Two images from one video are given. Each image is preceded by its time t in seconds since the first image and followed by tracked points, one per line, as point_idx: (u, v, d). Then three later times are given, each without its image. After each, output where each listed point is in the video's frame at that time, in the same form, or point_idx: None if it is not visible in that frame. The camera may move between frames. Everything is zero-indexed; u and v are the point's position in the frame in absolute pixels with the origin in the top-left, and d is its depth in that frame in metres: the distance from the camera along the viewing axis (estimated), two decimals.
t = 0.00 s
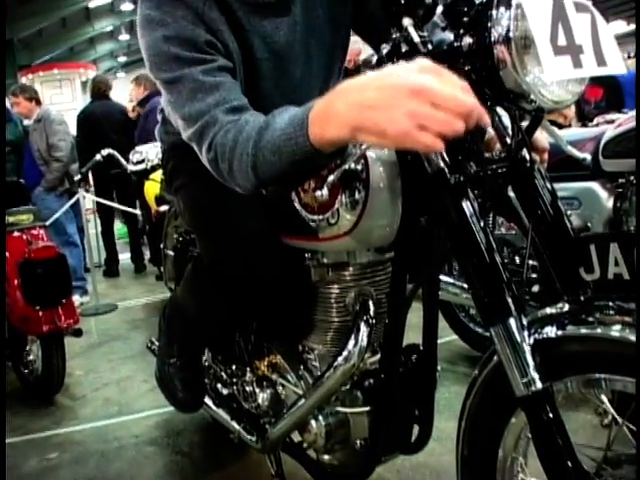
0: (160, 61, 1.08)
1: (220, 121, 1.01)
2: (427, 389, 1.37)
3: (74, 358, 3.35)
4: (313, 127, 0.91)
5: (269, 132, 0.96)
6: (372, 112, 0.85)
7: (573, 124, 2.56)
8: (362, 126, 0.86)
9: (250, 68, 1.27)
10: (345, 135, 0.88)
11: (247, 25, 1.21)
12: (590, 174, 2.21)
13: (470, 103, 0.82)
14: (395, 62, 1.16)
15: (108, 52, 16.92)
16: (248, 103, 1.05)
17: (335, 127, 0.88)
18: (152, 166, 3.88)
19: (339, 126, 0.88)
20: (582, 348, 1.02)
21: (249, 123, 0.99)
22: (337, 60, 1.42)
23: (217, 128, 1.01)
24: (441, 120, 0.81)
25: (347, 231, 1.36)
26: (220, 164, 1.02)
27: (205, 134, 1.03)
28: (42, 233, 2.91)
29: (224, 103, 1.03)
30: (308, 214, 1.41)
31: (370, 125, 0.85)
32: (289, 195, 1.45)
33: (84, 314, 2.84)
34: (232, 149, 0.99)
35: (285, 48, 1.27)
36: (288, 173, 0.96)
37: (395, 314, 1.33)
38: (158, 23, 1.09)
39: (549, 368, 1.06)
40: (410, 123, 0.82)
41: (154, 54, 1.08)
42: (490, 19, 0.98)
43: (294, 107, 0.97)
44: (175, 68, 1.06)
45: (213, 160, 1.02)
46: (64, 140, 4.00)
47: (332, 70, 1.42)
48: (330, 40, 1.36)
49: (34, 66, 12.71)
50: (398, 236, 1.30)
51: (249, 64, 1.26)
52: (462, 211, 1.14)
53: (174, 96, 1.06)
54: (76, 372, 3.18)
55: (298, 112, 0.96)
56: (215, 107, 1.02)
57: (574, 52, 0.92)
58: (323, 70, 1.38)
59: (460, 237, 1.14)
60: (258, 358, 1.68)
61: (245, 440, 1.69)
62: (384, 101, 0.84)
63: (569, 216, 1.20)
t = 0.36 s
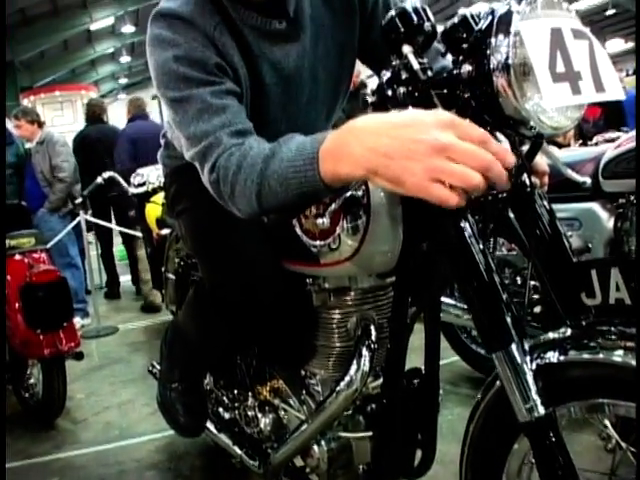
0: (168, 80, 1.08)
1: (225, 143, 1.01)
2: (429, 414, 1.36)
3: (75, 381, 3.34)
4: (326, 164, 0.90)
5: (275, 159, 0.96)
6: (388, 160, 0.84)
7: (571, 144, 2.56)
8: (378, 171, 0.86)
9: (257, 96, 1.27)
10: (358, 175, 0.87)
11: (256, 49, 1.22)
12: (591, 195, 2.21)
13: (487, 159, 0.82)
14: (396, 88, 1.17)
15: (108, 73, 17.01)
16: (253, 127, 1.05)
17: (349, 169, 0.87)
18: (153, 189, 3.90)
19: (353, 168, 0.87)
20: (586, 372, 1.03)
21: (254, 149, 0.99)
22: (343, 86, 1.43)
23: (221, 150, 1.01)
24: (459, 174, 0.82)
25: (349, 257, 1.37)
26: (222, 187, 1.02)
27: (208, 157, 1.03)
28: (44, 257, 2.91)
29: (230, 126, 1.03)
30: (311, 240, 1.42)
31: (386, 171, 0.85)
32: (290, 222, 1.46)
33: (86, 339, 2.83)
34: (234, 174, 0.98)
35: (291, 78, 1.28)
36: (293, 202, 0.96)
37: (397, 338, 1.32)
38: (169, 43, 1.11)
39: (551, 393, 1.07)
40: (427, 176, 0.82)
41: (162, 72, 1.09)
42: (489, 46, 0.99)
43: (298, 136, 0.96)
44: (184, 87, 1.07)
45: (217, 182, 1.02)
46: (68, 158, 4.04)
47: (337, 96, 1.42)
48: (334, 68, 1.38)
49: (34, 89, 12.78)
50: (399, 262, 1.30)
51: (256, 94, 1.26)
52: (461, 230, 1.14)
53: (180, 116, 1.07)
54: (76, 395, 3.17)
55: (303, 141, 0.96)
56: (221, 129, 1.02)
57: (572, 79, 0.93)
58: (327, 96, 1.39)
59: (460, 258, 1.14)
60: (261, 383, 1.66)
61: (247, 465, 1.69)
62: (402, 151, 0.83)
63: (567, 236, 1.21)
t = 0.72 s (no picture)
0: (165, 108, 1.11)
1: (222, 173, 1.02)
2: (427, 441, 1.34)
3: (72, 406, 3.32)
4: (318, 187, 0.90)
5: (270, 188, 0.96)
6: (371, 188, 0.84)
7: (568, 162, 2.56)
8: (361, 199, 0.85)
9: (254, 126, 1.28)
10: (343, 201, 0.87)
11: (252, 81, 1.24)
12: (586, 214, 2.23)
13: (468, 206, 0.80)
14: (390, 114, 1.18)
15: (105, 96, 17.04)
16: (250, 155, 1.06)
17: (337, 193, 0.87)
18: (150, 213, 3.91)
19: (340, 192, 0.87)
20: (585, 396, 1.06)
21: (250, 177, 1.00)
22: (340, 114, 1.44)
23: (218, 180, 1.02)
24: (434, 217, 0.80)
25: (346, 282, 1.36)
26: (219, 216, 1.02)
27: (206, 186, 1.04)
28: (41, 282, 2.90)
29: (227, 155, 1.04)
30: (306, 264, 1.40)
31: (368, 200, 0.84)
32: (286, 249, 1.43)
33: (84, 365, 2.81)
34: (231, 202, 0.99)
35: (287, 108, 1.30)
36: (287, 229, 0.95)
37: (395, 362, 1.31)
38: (165, 72, 1.14)
39: (549, 417, 1.10)
40: (402, 211, 0.81)
41: (160, 101, 1.12)
42: (482, 72, 1.00)
43: (292, 164, 0.96)
44: (181, 116, 1.09)
45: (213, 211, 1.03)
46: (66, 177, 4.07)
47: (334, 125, 1.44)
48: (330, 96, 1.39)
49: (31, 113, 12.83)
50: (397, 284, 1.28)
51: (253, 124, 1.28)
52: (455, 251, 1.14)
53: (178, 145, 1.08)
54: (74, 420, 3.16)
55: (298, 169, 0.96)
56: (218, 158, 1.03)
57: (564, 105, 0.95)
58: (324, 124, 1.40)
59: (453, 281, 1.15)
60: (258, 409, 1.62)
61: None
62: (385, 182, 0.83)
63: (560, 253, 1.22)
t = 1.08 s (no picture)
0: (160, 137, 1.12)
1: (217, 202, 1.02)
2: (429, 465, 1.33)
3: (72, 435, 3.30)
4: (312, 217, 0.91)
5: (264, 217, 0.96)
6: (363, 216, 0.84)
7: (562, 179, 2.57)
8: (355, 226, 0.86)
9: (251, 153, 1.28)
10: (338, 229, 0.88)
11: (248, 108, 1.25)
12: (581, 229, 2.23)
13: (460, 226, 0.80)
14: (382, 140, 1.17)
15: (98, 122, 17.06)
16: (245, 184, 1.06)
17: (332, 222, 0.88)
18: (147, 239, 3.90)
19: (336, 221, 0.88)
20: (585, 416, 1.08)
21: (244, 206, 1.00)
22: (335, 139, 1.45)
23: (213, 209, 1.02)
24: (427, 238, 0.80)
25: (343, 307, 1.36)
26: (215, 245, 1.03)
27: (201, 215, 1.04)
28: (38, 311, 2.88)
29: (222, 184, 1.04)
30: (303, 290, 1.40)
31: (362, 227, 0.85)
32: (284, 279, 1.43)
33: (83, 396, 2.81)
34: (226, 231, 1.00)
35: (283, 135, 1.30)
36: (283, 257, 0.96)
37: (394, 387, 1.30)
38: (160, 101, 1.16)
39: (549, 438, 1.11)
40: (396, 235, 0.81)
41: (155, 130, 1.13)
42: (472, 96, 1.01)
43: (286, 193, 0.97)
44: (177, 146, 1.10)
45: (209, 240, 1.03)
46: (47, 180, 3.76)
47: (329, 150, 1.45)
48: (325, 121, 1.40)
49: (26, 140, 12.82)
50: (395, 308, 1.30)
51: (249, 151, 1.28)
52: (448, 270, 1.15)
53: (174, 175, 1.09)
54: (74, 449, 3.14)
55: (291, 198, 0.96)
56: (213, 187, 1.04)
57: (555, 126, 0.95)
58: (319, 149, 1.41)
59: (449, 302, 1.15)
60: (260, 436, 1.56)
61: None
62: (377, 207, 0.83)
63: (553, 269, 1.27)
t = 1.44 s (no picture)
0: (156, 177, 1.14)
1: (213, 243, 1.04)
2: None
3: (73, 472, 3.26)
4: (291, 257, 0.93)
5: (254, 252, 0.98)
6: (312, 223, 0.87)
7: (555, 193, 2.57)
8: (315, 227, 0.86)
9: (248, 187, 1.28)
10: (318, 242, 0.88)
11: (245, 143, 1.26)
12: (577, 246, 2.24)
13: (350, 138, 0.82)
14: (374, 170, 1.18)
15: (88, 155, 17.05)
16: (243, 223, 1.08)
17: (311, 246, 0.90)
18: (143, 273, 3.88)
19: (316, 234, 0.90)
20: (590, 437, 1.08)
21: (237, 244, 1.02)
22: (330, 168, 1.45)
23: (209, 250, 1.04)
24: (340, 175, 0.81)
25: (342, 339, 1.35)
26: (212, 285, 1.05)
27: (198, 257, 1.06)
28: (35, 350, 2.84)
29: (219, 224, 1.06)
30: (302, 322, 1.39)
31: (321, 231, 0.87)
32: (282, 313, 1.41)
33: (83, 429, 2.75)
34: (221, 271, 1.02)
35: (280, 169, 1.30)
36: (273, 291, 0.98)
37: (397, 415, 1.30)
38: (157, 140, 1.18)
39: (555, 461, 1.12)
40: (328, 197, 0.82)
41: (153, 171, 1.15)
42: (462, 122, 1.03)
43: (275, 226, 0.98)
44: (174, 187, 1.11)
45: (207, 281, 1.06)
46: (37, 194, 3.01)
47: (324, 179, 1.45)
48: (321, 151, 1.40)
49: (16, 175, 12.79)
50: (395, 336, 1.30)
51: (246, 185, 1.28)
52: (443, 293, 1.16)
53: (172, 215, 1.11)
54: None
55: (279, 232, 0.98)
56: (210, 228, 1.06)
57: (546, 150, 0.95)
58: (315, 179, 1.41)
59: (447, 328, 1.15)
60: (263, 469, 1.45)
61: None
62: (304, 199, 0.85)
63: (547, 285, 1.25)
